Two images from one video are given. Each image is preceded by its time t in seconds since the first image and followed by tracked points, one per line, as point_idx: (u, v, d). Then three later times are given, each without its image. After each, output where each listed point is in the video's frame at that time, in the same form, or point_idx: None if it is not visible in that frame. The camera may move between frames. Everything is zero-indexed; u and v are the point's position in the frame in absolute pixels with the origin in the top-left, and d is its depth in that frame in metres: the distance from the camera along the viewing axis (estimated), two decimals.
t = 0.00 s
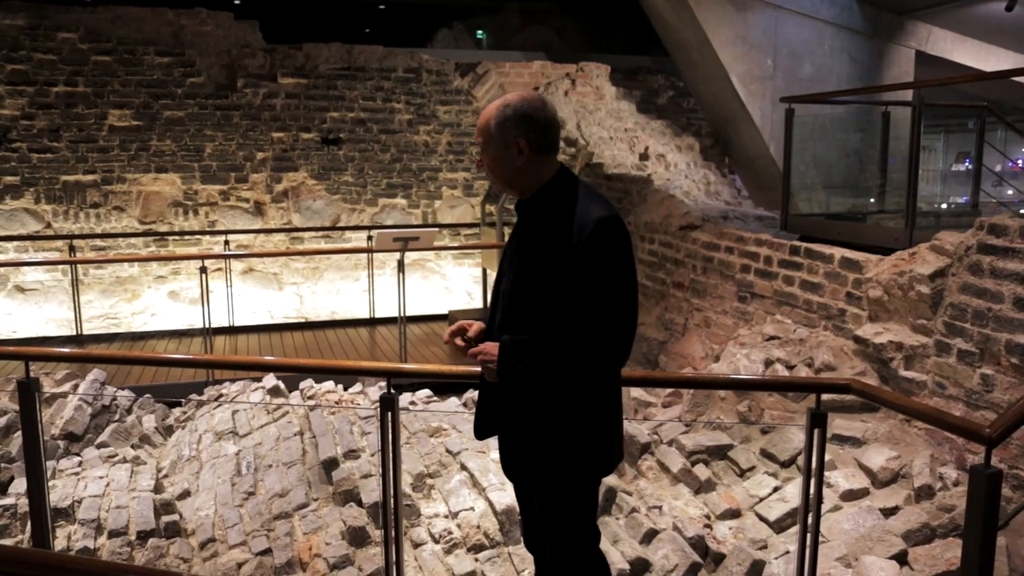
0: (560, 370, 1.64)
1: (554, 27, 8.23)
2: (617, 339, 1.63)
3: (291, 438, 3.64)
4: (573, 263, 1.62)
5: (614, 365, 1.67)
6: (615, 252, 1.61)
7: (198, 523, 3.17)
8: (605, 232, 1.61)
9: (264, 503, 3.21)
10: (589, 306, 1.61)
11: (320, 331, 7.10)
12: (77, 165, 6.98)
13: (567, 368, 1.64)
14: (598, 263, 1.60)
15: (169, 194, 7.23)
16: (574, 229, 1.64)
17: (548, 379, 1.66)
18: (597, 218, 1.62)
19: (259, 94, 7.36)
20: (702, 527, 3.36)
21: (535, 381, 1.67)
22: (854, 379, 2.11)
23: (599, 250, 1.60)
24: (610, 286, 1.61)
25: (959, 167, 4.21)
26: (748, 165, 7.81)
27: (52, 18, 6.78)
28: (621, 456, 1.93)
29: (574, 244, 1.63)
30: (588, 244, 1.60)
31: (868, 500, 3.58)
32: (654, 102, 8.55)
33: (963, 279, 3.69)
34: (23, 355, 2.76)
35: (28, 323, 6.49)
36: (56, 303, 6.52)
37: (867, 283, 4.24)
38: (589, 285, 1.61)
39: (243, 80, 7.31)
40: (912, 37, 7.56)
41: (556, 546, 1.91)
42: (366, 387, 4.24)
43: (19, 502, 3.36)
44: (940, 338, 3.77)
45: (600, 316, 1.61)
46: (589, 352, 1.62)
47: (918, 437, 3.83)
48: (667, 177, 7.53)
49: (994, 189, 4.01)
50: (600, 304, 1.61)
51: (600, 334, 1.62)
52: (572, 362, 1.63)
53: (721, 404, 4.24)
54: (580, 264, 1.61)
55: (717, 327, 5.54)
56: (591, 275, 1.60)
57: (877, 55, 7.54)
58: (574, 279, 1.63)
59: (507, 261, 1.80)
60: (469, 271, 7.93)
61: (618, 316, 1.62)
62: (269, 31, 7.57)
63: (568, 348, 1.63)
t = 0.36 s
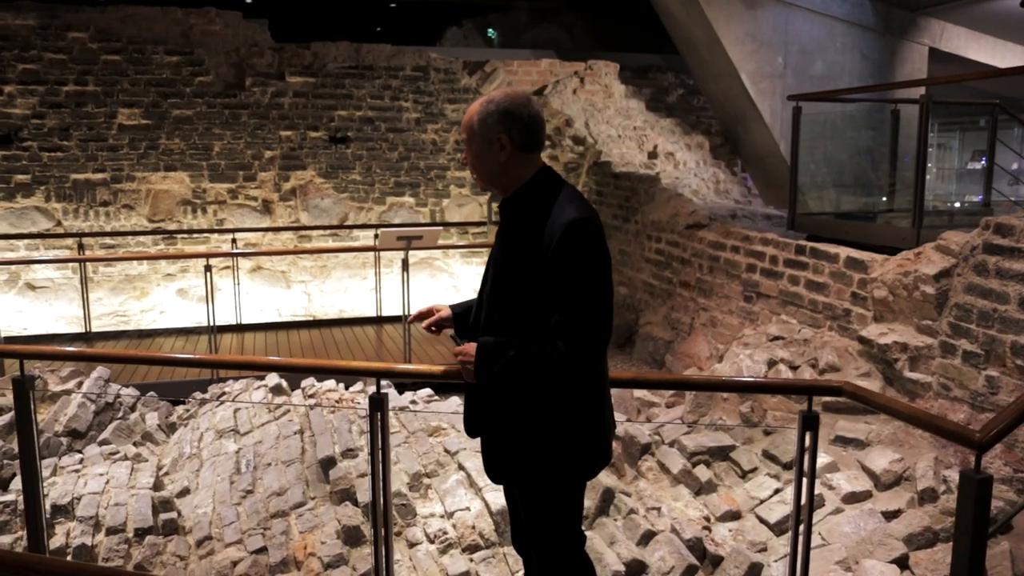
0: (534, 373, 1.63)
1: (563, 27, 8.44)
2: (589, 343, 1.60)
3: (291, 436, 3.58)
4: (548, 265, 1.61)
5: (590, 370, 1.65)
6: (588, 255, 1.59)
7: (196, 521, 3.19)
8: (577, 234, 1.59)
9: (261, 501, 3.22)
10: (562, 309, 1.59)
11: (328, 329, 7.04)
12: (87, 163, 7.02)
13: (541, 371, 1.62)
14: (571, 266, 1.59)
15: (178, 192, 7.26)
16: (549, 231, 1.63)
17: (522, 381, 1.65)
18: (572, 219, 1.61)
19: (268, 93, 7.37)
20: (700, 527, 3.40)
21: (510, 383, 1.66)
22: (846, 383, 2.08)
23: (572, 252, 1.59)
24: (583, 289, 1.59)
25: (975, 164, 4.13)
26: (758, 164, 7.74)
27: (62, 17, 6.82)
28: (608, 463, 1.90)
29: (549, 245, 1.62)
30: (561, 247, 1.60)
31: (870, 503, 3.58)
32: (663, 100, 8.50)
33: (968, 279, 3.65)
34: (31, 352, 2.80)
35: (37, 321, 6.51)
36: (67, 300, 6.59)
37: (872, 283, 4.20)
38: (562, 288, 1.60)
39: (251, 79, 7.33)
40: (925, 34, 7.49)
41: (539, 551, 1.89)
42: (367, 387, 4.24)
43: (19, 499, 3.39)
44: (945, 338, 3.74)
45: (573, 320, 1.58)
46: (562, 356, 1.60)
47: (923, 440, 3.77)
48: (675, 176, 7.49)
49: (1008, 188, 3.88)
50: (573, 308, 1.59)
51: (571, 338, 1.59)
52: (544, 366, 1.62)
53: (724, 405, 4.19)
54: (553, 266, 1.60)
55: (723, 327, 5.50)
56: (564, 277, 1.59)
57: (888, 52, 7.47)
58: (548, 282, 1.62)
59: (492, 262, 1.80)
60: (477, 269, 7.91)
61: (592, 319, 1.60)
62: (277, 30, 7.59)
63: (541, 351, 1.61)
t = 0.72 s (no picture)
0: (525, 373, 1.62)
1: (580, 26, 8.64)
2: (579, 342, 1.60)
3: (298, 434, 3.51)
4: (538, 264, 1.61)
5: (581, 370, 1.64)
6: (578, 255, 1.59)
7: (203, 516, 3.23)
8: (567, 233, 1.59)
9: (267, 498, 3.25)
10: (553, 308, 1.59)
11: (342, 329, 7.06)
12: (108, 162, 7.10)
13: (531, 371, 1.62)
14: (561, 264, 1.58)
15: (197, 190, 7.34)
16: (539, 231, 1.63)
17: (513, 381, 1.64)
18: (561, 218, 1.60)
19: (285, 92, 7.42)
20: (705, 530, 3.34)
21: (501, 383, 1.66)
22: (844, 385, 2.05)
23: (562, 251, 1.58)
24: (573, 288, 1.58)
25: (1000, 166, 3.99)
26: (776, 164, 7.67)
27: (84, 19, 6.92)
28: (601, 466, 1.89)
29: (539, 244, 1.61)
30: (551, 246, 1.59)
31: (879, 507, 3.53)
32: (681, 100, 8.46)
33: (982, 281, 3.60)
34: (54, 350, 2.88)
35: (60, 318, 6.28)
36: (87, 297, 6.47)
37: (885, 284, 4.15)
38: (552, 287, 1.59)
39: (268, 79, 7.38)
40: (948, 32, 7.40)
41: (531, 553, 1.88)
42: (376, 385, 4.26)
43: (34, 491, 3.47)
44: (958, 341, 3.69)
45: (564, 320, 1.58)
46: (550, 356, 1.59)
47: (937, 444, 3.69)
48: (692, 175, 7.45)
49: None
50: (563, 307, 1.58)
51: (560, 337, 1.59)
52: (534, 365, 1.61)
53: (734, 406, 4.14)
54: (544, 265, 1.60)
55: (737, 327, 5.47)
56: (555, 276, 1.59)
57: (910, 50, 7.38)
58: (538, 282, 1.62)
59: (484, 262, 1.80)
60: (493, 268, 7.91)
61: (582, 319, 1.59)
62: (295, 30, 7.71)
63: (531, 352, 1.60)
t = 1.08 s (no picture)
0: (520, 370, 1.63)
1: (608, 27, 8.24)
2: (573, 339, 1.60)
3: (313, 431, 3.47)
4: (534, 262, 1.62)
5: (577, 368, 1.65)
6: (570, 252, 1.59)
7: (218, 511, 3.28)
8: (562, 231, 1.60)
9: (281, 494, 3.29)
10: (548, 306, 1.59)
11: (363, 326, 7.10)
12: (136, 161, 7.23)
13: (527, 368, 1.62)
14: (556, 262, 1.59)
15: (222, 190, 7.44)
16: (535, 229, 1.64)
17: (508, 378, 1.65)
18: (556, 218, 1.61)
19: (309, 93, 7.47)
20: (716, 534, 3.25)
21: (497, 380, 1.67)
22: (848, 389, 2.03)
23: (557, 249, 1.59)
24: (568, 285, 1.59)
25: None
26: (801, 165, 7.60)
27: (114, 21, 7.02)
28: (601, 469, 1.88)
29: (535, 242, 1.63)
30: (546, 244, 1.60)
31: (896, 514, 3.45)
32: (707, 100, 8.41)
33: (1004, 285, 3.54)
34: (78, 347, 2.93)
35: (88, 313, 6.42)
36: (115, 294, 6.55)
37: (905, 287, 4.10)
38: (547, 285, 1.60)
39: (293, 79, 7.43)
40: (982, 31, 7.29)
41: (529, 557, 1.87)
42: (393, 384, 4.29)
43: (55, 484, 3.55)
44: (978, 346, 3.63)
45: (559, 317, 1.59)
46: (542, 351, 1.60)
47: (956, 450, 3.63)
48: (716, 176, 7.42)
49: None
50: (558, 304, 1.59)
51: (553, 333, 1.60)
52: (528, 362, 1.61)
53: (750, 409, 4.10)
54: (539, 262, 1.61)
55: (757, 330, 5.44)
56: (549, 271, 1.59)
57: (941, 50, 7.27)
58: (534, 279, 1.62)
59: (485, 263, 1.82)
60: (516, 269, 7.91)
61: (577, 316, 1.60)
62: (319, 29, 7.66)
63: (527, 348, 1.61)
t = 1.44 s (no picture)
0: (531, 356, 1.59)
1: (635, 26, 8.37)
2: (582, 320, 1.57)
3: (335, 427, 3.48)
4: (537, 245, 1.60)
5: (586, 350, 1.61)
6: (573, 232, 1.57)
7: (238, 505, 3.34)
8: (564, 213, 1.58)
9: (301, 489, 3.33)
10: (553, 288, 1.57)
11: (389, 325, 7.15)
12: (167, 160, 7.35)
13: (538, 354, 1.59)
14: (562, 242, 1.57)
15: (251, 189, 7.53)
16: (537, 215, 1.62)
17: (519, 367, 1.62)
18: (562, 199, 1.60)
19: (337, 93, 7.53)
20: (733, 536, 3.23)
21: (509, 370, 1.63)
22: (861, 392, 2.01)
23: (559, 230, 1.57)
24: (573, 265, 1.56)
25: None
26: (830, 166, 7.51)
27: (147, 23, 7.16)
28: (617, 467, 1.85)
29: (537, 226, 1.61)
30: (548, 226, 1.58)
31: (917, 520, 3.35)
32: (735, 100, 8.35)
33: None
34: (108, 342, 2.99)
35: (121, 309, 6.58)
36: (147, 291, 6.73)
37: (930, 290, 4.05)
38: (551, 268, 1.57)
39: (321, 80, 7.49)
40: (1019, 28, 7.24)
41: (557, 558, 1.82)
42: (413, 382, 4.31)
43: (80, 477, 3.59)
44: (1005, 350, 3.58)
45: (564, 299, 1.55)
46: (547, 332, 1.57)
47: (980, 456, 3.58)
48: (744, 177, 7.36)
49: None
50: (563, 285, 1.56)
51: (559, 314, 1.56)
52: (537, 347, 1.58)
53: (770, 411, 4.06)
54: (542, 246, 1.59)
55: (781, 332, 5.39)
56: (553, 253, 1.57)
57: (975, 48, 7.18)
58: (540, 263, 1.60)
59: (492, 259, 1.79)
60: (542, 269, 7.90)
61: (582, 295, 1.57)
62: (349, 31, 7.83)
63: (536, 333, 1.58)
